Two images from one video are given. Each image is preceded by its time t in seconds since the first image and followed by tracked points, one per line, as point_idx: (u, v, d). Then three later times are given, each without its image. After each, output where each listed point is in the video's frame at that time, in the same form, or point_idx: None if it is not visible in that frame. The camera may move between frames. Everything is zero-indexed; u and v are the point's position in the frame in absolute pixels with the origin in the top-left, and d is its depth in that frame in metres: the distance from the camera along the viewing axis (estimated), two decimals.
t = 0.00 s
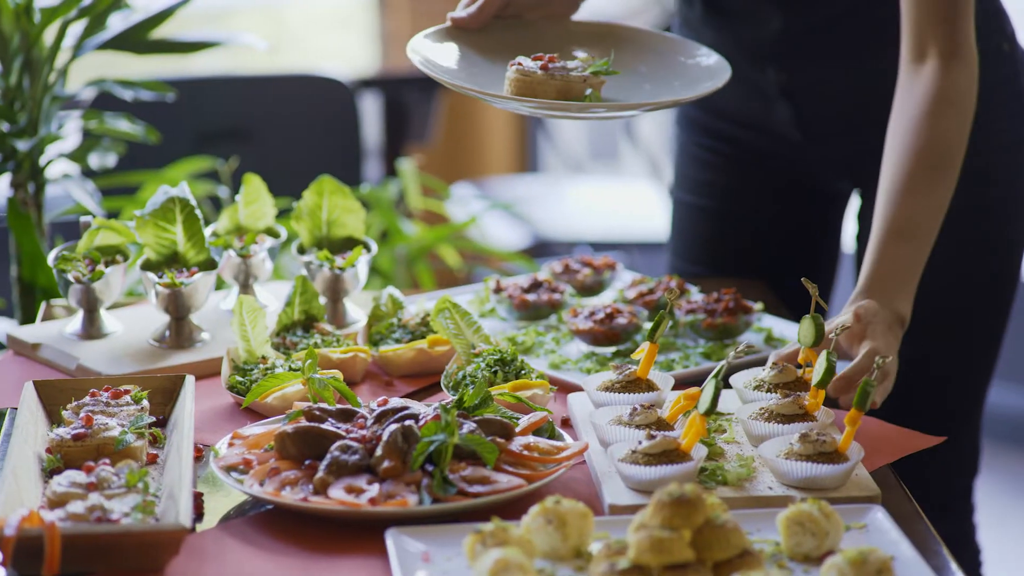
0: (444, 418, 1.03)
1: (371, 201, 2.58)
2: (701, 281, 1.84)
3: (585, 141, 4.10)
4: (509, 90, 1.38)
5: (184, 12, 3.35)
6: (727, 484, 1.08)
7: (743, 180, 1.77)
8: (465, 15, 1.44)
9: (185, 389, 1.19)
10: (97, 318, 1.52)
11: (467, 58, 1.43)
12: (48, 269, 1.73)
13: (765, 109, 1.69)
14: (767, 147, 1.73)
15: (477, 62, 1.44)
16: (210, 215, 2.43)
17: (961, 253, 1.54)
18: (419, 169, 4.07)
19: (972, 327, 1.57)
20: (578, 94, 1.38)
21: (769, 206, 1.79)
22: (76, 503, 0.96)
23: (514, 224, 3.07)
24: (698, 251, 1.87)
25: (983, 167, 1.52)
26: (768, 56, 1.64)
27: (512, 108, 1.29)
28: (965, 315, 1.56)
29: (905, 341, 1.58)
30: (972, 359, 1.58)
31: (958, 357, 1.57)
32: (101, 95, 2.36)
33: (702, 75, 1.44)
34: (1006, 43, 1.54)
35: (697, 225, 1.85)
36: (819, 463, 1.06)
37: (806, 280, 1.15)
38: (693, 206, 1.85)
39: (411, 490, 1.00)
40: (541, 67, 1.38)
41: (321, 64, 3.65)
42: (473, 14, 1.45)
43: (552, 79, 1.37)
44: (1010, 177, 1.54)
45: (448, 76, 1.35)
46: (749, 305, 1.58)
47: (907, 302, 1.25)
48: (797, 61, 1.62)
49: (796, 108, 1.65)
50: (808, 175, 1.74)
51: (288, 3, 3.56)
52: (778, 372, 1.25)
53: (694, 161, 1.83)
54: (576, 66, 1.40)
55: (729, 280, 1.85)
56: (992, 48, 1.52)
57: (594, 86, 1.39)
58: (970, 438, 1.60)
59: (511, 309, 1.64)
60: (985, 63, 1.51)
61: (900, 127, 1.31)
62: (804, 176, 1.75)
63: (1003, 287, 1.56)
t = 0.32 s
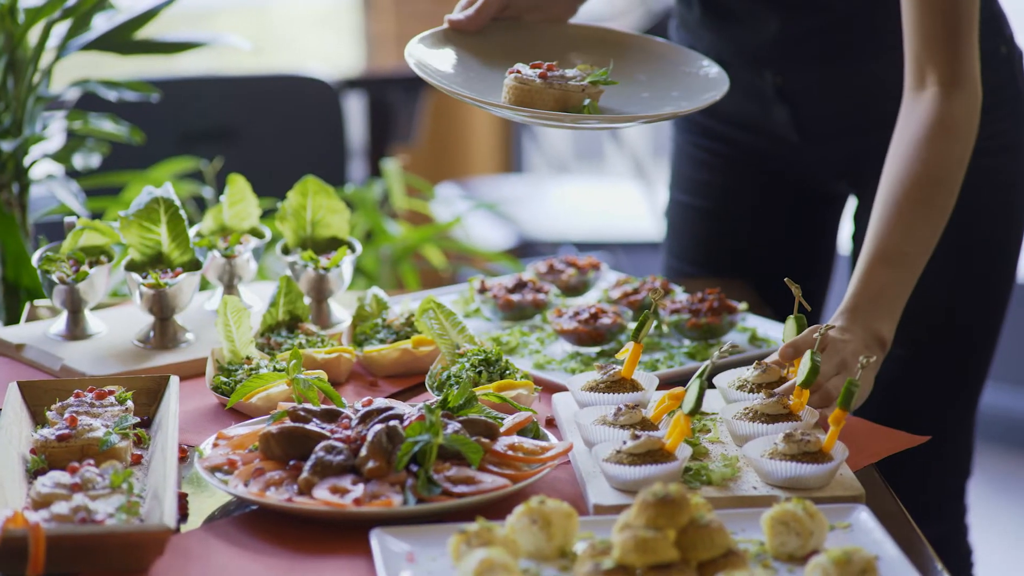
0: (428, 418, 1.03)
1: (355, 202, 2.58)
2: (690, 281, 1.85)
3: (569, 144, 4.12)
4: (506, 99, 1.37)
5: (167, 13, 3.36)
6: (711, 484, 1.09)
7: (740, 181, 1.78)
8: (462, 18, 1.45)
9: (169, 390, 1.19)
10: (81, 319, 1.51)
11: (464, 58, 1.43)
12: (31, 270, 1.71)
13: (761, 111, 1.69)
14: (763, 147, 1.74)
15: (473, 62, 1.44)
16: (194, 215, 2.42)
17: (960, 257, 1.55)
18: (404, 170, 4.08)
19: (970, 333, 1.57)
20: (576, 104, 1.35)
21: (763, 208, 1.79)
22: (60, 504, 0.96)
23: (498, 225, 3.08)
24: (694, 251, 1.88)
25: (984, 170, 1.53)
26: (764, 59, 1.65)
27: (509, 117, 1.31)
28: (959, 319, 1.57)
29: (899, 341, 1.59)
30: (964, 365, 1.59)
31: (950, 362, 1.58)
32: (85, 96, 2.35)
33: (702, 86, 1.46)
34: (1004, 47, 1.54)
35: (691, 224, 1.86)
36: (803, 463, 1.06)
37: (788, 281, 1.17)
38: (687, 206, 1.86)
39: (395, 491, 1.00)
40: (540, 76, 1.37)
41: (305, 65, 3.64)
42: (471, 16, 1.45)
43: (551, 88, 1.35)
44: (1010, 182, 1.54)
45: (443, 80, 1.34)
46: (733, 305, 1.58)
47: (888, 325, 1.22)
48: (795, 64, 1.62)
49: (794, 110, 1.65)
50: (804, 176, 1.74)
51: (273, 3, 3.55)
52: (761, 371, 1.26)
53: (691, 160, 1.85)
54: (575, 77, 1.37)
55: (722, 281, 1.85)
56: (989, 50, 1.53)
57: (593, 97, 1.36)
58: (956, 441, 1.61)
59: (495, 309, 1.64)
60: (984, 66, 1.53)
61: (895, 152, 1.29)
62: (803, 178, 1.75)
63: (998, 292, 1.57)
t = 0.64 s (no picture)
0: (417, 419, 1.03)
1: (344, 202, 2.58)
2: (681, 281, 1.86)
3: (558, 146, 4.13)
4: (495, 108, 1.36)
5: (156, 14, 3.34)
6: (700, 484, 1.09)
7: (733, 181, 1.79)
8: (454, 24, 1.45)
9: (158, 391, 1.18)
10: (70, 320, 1.50)
11: (455, 66, 1.43)
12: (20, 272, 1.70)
13: (754, 113, 1.70)
14: (756, 147, 1.74)
15: (464, 68, 1.44)
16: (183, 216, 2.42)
17: (955, 258, 1.55)
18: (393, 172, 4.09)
19: (966, 335, 1.58)
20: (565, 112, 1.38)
21: (758, 208, 1.80)
22: (49, 505, 0.95)
23: (487, 226, 3.08)
24: (688, 252, 1.88)
25: (978, 172, 1.53)
26: (759, 62, 1.65)
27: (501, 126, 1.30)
28: (954, 322, 1.57)
29: (892, 341, 1.60)
30: (957, 367, 1.59)
31: (943, 362, 1.59)
32: (74, 97, 2.34)
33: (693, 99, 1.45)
34: (998, 48, 1.54)
35: (684, 225, 1.86)
36: (791, 463, 1.07)
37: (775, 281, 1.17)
38: (681, 207, 1.87)
39: (385, 491, 1.00)
40: (529, 85, 1.37)
41: (293, 65, 3.64)
42: (462, 23, 1.45)
43: (539, 97, 1.36)
44: (1006, 183, 1.55)
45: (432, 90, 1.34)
46: (722, 305, 1.59)
47: (879, 325, 1.23)
48: (790, 65, 1.62)
49: (787, 108, 1.66)
50: (798, 177, 1.74)
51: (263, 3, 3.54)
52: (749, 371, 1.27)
53: (684, 162, 1.85)
54: (564, 85, 1.39)
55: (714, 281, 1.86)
56: (985, 51, 1.53)
57: (582, 106, 1.38)
58: (948, 442, 1.62)
59: (484, 309, 1.64)
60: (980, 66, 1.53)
61: (894, 152, 1.29)
62: (796, 179, 1.76)
63: (993, 294, 1.58)
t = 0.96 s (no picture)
0: (408, 420, 1.03)
1: (335, 203, 2.57)
2: (673, 282, 1.87)
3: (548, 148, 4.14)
4: (490, 113, 1.37)
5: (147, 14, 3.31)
6: (690, 485, 1.09)
7: (726, 182, 1.79)
8: (451, 32, 1.48)
9: (149, 392, 1.18)
10: (60, 321, 1.50)
11: (453, 75, 1.45)
12: (9, 274, 1.70)
13: (748, 113, 1.71)
14: (749, 148, 1.75)
15: (456, 76, 1.45)
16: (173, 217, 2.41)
17: (946, 259, 1.56)
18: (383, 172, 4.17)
19: (961, 336, 1.58)
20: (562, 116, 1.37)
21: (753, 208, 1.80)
22: (39, 506, 0.96)
23: (478, 226, 3.09)
24: (681, 252, 1.88)
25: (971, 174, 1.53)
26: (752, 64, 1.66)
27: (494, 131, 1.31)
28: (947, 323, 1.57)
29: (886, 342, 1.60)
30: (950, 368, 1.60)
31: (936, 363, 1.59)
32: (64, 98, 2.33)
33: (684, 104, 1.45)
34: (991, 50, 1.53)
35: (678, 226, 1.87)
36: (782, 464, 1.07)
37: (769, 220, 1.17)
38: (675, 207, 1.87)
39: (375, 492, 1.01)
40: (523, 91, 1.38)
41: (283, 66, 3.63)
42: (459, 31, 1.48)
43: (534, 102, 1.36)
44: (998, 184, 1.55)
45: (429, 97, 1.35)
46: (712, 306, 1.58)
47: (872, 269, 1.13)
48: (782, 67, 1.63)
49: (779, 109, 1.66)
50: (791, 178, 1.75)
51: (253, 3, 3.54)
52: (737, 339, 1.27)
53: (679, 163, 1.85)
54: (558, 91, 1.39)
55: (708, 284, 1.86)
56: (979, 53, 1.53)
57: (576, 112, 1.38)
58: (940, 442, 1.63)
59: (475, 310, 1.64)
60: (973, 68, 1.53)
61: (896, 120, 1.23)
62: (788, 180, 1.76)
63: (986, 296, 1.58)
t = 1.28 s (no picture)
0: (399, 421, 1.03)
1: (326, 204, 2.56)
2: (664, 283, 1.87)
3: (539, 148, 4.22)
4: (481, 106, 1.38)
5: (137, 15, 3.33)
6: (682, 486, 1.10)
7: (716, 184, 1.80)
8: (452, 32, 1.48)
9: (140, 394, 1.18)
10: (51, 322, 1.50)
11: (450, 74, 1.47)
12: None
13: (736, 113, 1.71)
14: (740, 148, 1.74)
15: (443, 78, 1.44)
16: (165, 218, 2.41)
17: (930, 265, 1.56)
18: (374, 173, 4.26)
19: (946, 338, 1.59)
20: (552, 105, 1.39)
21: (742, 211, 1.80)
22: (31, 507, 0.96)
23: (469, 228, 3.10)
24: (677, 255, 1.89)
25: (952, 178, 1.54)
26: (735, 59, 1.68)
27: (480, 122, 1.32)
28: (930, 331, 1.58)
29: (870, 350, 1.62)
30: (932, 373, 1.61)
31: (920, 369, 1.61)
32: (55, 99, 2.33)
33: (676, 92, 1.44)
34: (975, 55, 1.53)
35: (670, 228, 1.88)
36: (773, 465, 1.08)
37: None
38: (667, 210, 1.88)
39: (366, 494, 1.01)
40: (513, 82, 1.39)
41: (274, 66, 3.64)
42: (460, 30, 1.49)
43: (523, 94, 1.38)
44: (985, 190, 1.55)
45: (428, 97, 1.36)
46: (704, 307, 1.58)
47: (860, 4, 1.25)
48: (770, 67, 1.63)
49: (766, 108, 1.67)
50: (781, 180, 1.75)
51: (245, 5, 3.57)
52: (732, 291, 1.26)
53: (672, 165, 1.86)
54: (549, 82, 1.41)
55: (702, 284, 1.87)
56: (961, 58, 1.53)
57: (566, 101, 1.40)
58: (928, 446, 1.64)
59: (466, 312, 1.64)
60: (954, 74, 1.53)
61: None
62: (778, 182, 1.77)
63: (972, 301, 1.59)
